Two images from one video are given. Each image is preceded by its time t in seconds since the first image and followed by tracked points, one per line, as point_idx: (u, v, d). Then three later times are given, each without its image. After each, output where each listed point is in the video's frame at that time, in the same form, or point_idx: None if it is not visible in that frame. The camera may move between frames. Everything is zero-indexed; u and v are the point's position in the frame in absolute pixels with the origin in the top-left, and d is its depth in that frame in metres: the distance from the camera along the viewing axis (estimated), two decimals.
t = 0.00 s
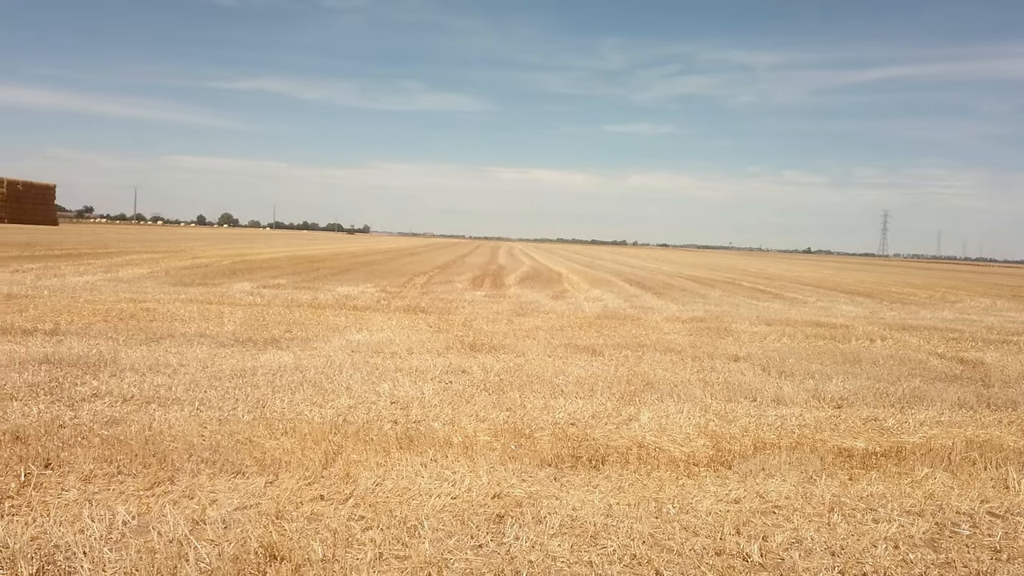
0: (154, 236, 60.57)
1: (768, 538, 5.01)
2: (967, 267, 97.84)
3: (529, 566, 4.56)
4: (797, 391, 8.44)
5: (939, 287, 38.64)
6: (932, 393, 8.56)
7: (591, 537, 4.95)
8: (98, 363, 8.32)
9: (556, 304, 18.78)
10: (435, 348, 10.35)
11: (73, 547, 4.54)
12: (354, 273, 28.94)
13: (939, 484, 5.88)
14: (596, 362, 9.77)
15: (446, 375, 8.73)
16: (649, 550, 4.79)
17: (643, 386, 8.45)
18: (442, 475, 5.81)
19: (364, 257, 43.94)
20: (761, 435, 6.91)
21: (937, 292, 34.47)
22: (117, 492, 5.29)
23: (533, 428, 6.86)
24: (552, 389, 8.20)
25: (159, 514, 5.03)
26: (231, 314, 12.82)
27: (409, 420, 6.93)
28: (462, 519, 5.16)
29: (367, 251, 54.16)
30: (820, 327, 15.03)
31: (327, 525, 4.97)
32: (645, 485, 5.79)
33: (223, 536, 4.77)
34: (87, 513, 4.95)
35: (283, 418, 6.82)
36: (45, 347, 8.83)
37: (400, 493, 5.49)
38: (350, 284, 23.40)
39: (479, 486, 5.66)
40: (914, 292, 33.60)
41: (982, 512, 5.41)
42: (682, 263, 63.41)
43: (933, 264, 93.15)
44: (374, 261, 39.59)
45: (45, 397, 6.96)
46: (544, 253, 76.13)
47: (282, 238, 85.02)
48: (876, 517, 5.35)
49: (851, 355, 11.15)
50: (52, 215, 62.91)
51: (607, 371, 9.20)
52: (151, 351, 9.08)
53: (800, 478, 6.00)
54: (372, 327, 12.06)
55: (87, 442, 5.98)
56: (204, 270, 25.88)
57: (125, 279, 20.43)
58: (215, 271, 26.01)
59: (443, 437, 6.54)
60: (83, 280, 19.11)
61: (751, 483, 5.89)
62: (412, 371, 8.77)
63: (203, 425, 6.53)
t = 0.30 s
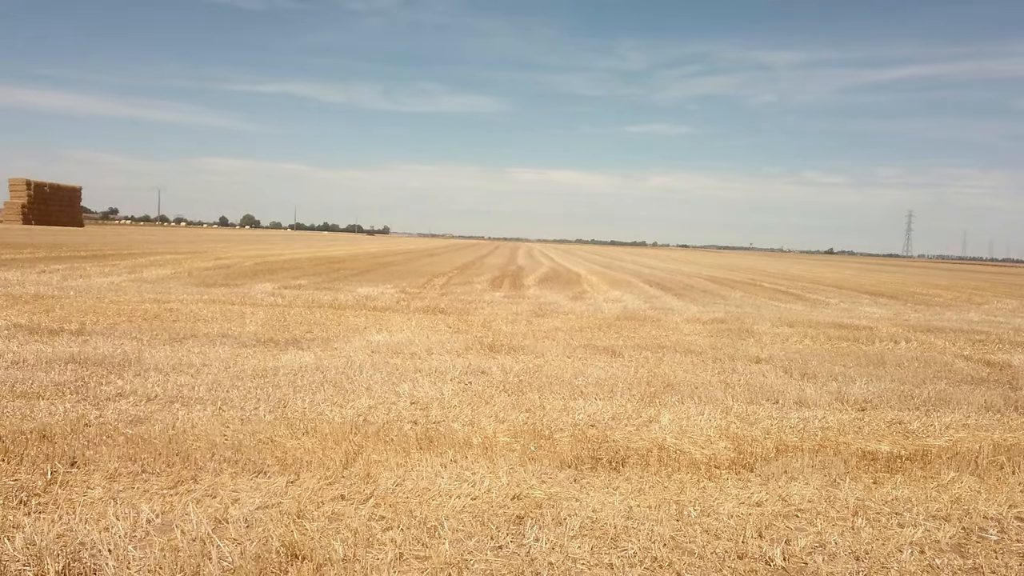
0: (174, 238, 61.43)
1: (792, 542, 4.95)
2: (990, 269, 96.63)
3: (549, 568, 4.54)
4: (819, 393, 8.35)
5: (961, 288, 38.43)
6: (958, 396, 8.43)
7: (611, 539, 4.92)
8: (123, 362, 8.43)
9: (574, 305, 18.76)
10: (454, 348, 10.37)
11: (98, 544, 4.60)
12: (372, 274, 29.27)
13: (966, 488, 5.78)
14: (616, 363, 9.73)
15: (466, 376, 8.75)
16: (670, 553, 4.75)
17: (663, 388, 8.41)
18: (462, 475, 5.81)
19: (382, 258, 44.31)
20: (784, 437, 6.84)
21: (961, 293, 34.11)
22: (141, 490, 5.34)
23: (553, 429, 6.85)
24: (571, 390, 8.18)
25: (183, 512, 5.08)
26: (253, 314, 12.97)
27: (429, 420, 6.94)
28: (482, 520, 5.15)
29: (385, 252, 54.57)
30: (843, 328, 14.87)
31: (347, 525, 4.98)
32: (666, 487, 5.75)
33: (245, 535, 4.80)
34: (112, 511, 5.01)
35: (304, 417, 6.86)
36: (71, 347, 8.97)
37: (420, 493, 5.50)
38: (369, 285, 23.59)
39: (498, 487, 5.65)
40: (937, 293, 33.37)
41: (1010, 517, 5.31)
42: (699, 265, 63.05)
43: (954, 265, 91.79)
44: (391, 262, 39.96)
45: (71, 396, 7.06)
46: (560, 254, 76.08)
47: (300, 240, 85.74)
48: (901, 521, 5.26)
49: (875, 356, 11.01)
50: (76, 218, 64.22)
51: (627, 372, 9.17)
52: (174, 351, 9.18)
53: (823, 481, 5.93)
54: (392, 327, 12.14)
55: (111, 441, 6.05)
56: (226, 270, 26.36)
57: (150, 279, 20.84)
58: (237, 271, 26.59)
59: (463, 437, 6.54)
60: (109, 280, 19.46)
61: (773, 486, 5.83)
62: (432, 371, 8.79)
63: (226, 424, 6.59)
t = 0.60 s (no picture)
0: (194, 239, 62.15)
1: (815, 544, 4.89)
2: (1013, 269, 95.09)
3: (570, 569, 4.53)
4: (843, 394, 8.25)
5: (987, 288, 37.86)
6: (985, 399, 8.29)
7: (632, 540, 4.89)
8: (147, 361, 8.53)
9: (592, 305, 18.70)
10: (474, 349, 10.38)
11: (123, 541, 4.65)
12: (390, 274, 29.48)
13: (993, 491, 5.69)
14: (636, 363, 9.69)
15: (486, 376, 8.75)
16: (692, 555, 4.72)
17: (684, 389, 8.36)
18: (482, 475, 5.82)
19: (400, 259, 44.53)
20: (807, 439, 6.77)
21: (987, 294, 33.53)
22: (165, 488, 5.40)
23: (573, 430, 6.83)
24: (591, 391, 8.16)
25: (206, 510, 5.13)
26: (274, 314, 13.07)
27: (449, 420, 6.95)
28: (502, 520, 5.15)
29: (405, 253, 54.97)
30: (866, 329, 14.67)
31: (369, 524, 5.00)
32: (687, 488, 5.72)
33: (268, 533, 4.83)
34: (137, 508, 5.07)
35: (325, 417, 6.90)
36: (98, 346, 9.10)
37: (440, 493, 5.51)
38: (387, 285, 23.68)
39: (518, 487, 5.65)
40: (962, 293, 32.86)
41: None
42: (717, 265, 62.62)
43: (977, 266, 90.37)
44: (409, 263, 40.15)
45: (97, 395, 7.15)
46: (577, 255, 75.91)
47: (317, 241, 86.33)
48: (927, 524, 5.19)
49: (900, 358, 10.86)
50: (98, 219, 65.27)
51: (647, 373, 9.12)
52: (197, 350, 9.26)
53: (846, 483, 5.86)
54: (412, 327, 12.17)
55: (137, 439, 6.12)
56: (247, 270, 26.67)
57: (172, 279, 21.13)
58: (257, 271, 26.95)
59: (483, 437, 6.55)
60: (133, 280, 19.73)
61: (796, 488, 5.77)
62: (452, 371, 8.81)
63: (248, 423, 6.64)
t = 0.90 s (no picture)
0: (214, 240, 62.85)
1: (840, 547, 4.84)
2: None
3: (592, 570, 4.52)
4: (868, 396, 8.16)
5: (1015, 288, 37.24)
6: (1015, 401, 8.15)
7: (654, 542, 4.87)
8: (172, 361, 8.63)
9: (612, 306, 18.64)
10: (495, 349, 10.38)
11: (150, 539, 4.71)
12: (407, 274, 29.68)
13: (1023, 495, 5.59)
14: (657, 364, 9.64)
15: (506, 376, 8.75)
16: (714, 557, 4.69)
17: (706, 390, 8.31)
18: (503, 475, 5.82)
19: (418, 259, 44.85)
20: (831, 441, 6.70)
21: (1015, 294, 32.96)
22: (191, 486, 5.46)
23: (594, 430, 6.81)
24: (612, 391, 8.13)
25: (231, 508, 5.18)
26: (296, 314, 13.19)
27: (470, 420, 6.97)
28: (524, 521, 5.15)
29: (424, 253, 55.43)
30: (891, 330, 14.49)
31: (391, 523, 5.02)
32: (710, 490, 5.68)
33: (292, 532, 4.87)
34: (164, 506, 5.13)
35: (347, 416, 6.94)
36: (124, 346, 9.23)
37: (462, 493, 5.52)
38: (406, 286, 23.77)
39: (540, 487, 5.64)
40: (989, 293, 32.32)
41: None
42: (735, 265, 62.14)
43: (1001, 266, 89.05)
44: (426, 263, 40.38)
45: (124, 394, 7.26)
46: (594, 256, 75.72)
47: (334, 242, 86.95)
48: (954, 528, 5.11)
49: (926, 359, 10.71)
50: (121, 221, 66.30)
51: (669, 374, 9.07)
52: (221, 350, 9.36)
53: (872, 486, 5.80)
54: (432, 328, 12.21)
55: (162, 438, 6.20)
56: (269, 271, 27.09)
57: (196, 279, 21.43)
58: (278, 271, 27.39)
59: (504, 438, 6.55)
60: (157, 281, 20.02)
61: (820, 490, 5.71)
62: (472, 372, 8.82)
63: (271, 422, 6.70)
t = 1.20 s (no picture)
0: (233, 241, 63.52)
1: (865, 551, 4.79)
2: None
3: (613, 571, 4.51)
4: (893, 398, 8.06)
5: None
6: None
7: (676, 544, 4.85)
8: (196, 360, 8.74)
9: (632, 306, 18.59)
10: (515, 350, 10.39)
11: (175, 536, 4.77)
12: (425, 275, 29.86)
13: None
14: (678, 365, 9.60)
15: (526, 376, 8.75)
16: (736, 560, 4.65)
17: (727, 391, 8.26)
18: (524, 476, 5.82)
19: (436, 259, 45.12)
20: (855, 443, 6.63)
21: None
22: (215, 484, 5.52)
23: (615, 431, 6.79)
24: (633, 392, 8.10)
25: (255, 506, 5.23)
26: (318, 314, 13.30)
27: (490, 421, 6.98)
28: (545, 521, 5.14)
29: (442, 254, 55.90)
30: (916, 331, 14.29)
31: (412, 523, 5.04)
32: (732, 492, 5.64)
33: (315, 530, 4.90)
34: (189, 503, 5.20)
35: (368, 416, 6.99)
36: (150, 346, 9.35)
37: (483, 493, 5.53)
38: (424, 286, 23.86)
39: (560, 488, 5.64)
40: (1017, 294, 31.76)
41: None
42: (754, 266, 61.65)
43: None
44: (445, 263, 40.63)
45: (150, 393, 7.35)
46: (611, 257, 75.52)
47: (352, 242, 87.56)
48: (982, 532, 5.03)
49: (953, 361, 10.55)
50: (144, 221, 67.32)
51: (690, 375, 9.02)
52: (244, 350, 9.46)
53: (897, 489, 5.72)
54: (453, 328, 12.24)
55: (188, 436, 6.28)
56: (289, 271, 27.58)
57: (218, 280, 21.70)
58: (299, 271, 27.90)
59: (524, 438, 6.56)
60: (180, 281, 20.29)
61: (844, 493, 5.65)
62: (493, 372, 8.84)
63: (294, 421, 6.76)
